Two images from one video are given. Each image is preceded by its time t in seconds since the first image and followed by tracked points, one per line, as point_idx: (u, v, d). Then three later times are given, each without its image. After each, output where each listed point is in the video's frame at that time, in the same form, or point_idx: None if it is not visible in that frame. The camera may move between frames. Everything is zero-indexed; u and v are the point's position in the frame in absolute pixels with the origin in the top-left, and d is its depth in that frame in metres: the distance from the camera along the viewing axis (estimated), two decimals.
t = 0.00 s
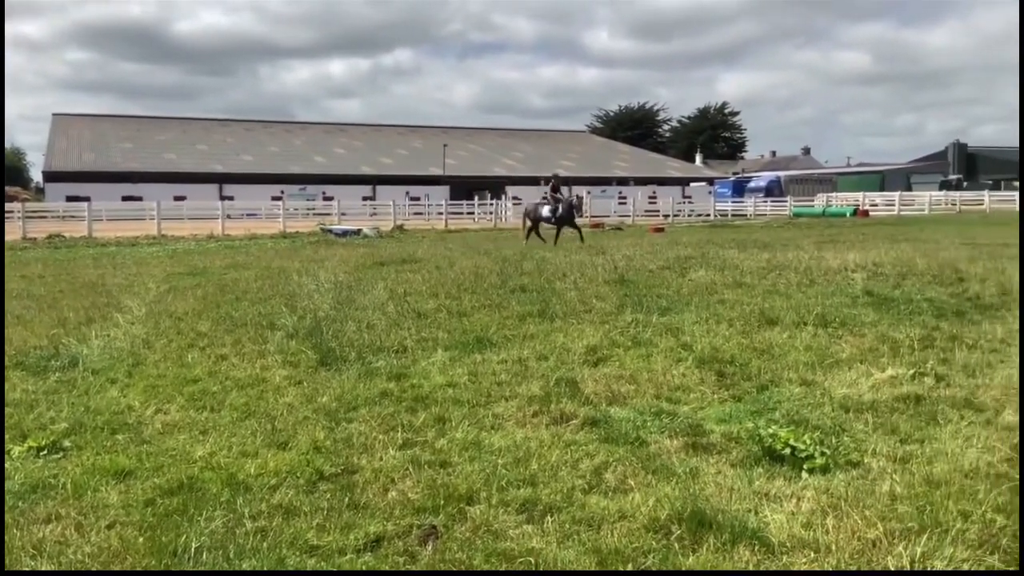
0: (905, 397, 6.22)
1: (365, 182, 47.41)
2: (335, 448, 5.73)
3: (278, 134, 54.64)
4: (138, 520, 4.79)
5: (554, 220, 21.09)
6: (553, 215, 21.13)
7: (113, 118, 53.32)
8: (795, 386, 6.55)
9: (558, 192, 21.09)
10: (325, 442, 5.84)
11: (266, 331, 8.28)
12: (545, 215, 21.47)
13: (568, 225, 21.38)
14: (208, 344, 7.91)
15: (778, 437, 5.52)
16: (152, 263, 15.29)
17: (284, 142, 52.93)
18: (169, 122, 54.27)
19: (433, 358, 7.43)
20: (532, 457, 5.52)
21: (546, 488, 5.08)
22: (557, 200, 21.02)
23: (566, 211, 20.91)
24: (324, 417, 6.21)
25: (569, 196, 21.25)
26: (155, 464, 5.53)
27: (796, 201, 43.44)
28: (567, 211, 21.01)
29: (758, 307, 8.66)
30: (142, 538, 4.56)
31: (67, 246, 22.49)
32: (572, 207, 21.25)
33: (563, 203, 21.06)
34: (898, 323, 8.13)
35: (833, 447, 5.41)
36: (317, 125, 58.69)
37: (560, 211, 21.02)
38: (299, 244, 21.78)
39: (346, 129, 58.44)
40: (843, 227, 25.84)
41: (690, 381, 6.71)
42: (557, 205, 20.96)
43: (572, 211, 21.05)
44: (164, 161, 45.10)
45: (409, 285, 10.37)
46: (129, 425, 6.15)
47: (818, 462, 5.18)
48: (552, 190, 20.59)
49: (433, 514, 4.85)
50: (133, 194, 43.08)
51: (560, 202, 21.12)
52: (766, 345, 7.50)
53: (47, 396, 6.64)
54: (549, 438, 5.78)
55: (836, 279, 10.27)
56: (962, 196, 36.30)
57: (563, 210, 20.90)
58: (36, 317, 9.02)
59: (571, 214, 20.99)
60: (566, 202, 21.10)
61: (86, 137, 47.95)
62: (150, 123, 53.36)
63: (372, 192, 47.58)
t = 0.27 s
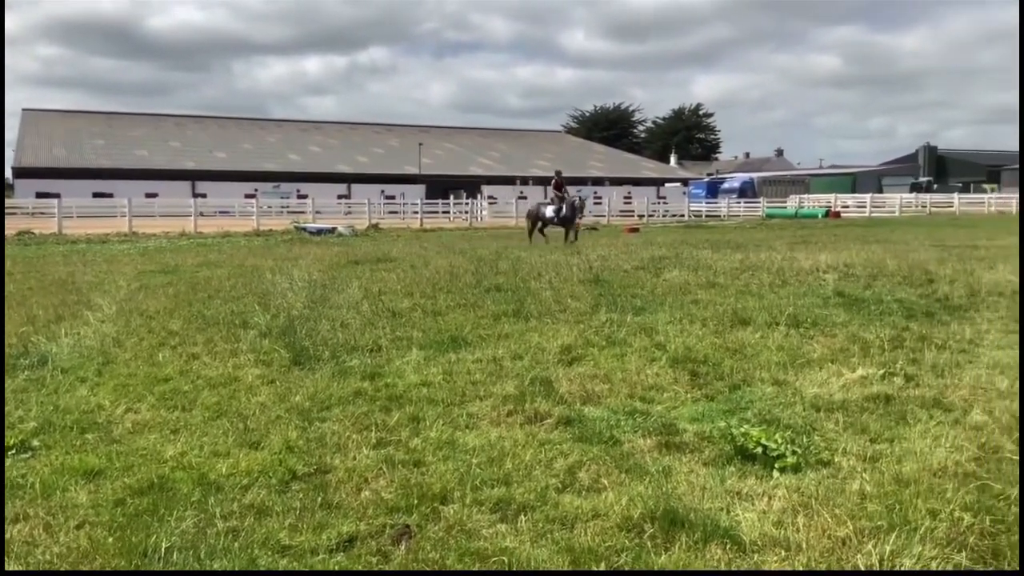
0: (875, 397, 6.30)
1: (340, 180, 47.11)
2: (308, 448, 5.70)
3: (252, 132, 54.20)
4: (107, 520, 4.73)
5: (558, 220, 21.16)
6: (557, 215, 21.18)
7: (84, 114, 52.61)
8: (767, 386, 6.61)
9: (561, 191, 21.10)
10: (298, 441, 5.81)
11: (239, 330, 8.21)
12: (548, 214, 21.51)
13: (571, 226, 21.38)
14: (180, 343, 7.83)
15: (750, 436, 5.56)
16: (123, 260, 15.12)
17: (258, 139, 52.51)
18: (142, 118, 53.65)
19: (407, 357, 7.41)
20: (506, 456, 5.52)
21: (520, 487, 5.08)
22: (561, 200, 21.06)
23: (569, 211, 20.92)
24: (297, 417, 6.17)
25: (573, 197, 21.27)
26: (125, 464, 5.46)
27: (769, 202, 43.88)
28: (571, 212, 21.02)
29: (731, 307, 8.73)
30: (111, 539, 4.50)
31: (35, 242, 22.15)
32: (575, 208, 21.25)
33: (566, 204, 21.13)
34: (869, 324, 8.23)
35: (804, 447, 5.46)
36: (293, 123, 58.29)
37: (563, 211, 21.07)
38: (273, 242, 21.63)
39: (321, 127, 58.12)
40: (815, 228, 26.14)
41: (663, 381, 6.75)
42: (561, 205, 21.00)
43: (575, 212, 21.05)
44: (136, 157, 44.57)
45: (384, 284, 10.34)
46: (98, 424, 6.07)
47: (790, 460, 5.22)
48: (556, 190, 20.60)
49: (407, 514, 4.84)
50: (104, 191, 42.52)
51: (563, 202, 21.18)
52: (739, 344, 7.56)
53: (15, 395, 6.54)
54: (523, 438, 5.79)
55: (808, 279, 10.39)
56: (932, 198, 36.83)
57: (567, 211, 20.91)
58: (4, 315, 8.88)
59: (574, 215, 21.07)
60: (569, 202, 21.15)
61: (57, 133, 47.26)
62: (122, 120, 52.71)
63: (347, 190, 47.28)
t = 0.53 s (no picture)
0: (846, 396, 6.36)
1: (315, 178, 46.79)
2: (281, 447, 5.65)
3: (227, 129, 53.74)
4: (77, 520, 4.67)
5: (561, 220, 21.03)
6: (559, 215, 21.04)
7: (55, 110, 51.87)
8: (740, 384, 6.66)
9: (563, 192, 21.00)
10: (271, 441, 5.76)
11: (211, 328, 8.13)
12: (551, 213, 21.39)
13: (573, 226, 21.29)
14: (151, 341, 7.74)
15: (723, 434, 5.59)
16: (93, 258, 14.93)
17: (233, 137, 52.04)
18: (114, 115, 53.00)
19: (382, 356, 7.38)
20: (480, 455, 5.51)
21: (494, 486, 5.08)
22: (563, 201, 20.90)
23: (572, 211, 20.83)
24: (270, 416, 6.12)
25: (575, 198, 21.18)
26: (95, 464, 5.39)
27: (743, 203, 44.19)
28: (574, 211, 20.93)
29: (705, 306, 8.78)
30: (81, 539, 4.44)
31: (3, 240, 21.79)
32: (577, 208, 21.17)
33: (568, 204, 20.97)
34: (841, 323, 8.31)
35: (777, 445, 5.50)
36: (268, 120, 57.87)
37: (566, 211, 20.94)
38: (247, 240, 21.44)
39: (297, 126, 57.74)
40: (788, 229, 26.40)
41: (638, 380, 6.78)
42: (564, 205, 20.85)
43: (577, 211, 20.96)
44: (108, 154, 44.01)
45: (359, 282, 10.29)
46: (68, 424, 5.98)
47: (762, 459, 5.26)
48: (556, 191, 20.42)
49: (381, 513, 4.81)
50: (75, 187, 41.93)
51: (566, 202, 21.03)
52: (713, 343, 7.61)
53: None
54: (497, 437, 5.78)
55: (781, 279, 10.49)
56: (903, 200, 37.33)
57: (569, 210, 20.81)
58: None
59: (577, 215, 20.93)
60: (571, 202, 21.03)
61: (27, 129, 46.54)
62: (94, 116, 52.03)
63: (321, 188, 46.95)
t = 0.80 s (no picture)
0: (819, 395, 6.42)
1: (290, 176, 46.48)
2: (254, 448, 5.61)
3: (202, 127, 53.26)
4: (46, 521, 4.61)
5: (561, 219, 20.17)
6: (560, 214, 20.15)
7: (26, 106, 51.14)
8: (714, 384, 6.71)
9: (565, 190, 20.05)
10: (243, 441, 5.72)
11: (184, 328, 8.05)
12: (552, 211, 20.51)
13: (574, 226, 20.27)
14: (123, 341, 7.66)
15: (697, 434, 5.62)
16: (62, 257, 14.72)
17: (207, 135, 51.58)
18: (86, 112, 52.33)
19: (357, 356, 7.35)
20: (455, 455, 5.50)
21: (469, 486, 5.07)
22: (565, 198, 20.01)
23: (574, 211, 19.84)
24: (244, 417, 6.07)
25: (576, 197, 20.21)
26: (65, 464, 5.32)
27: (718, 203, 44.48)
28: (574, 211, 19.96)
29: (679, 306, 8.82)
30: (51, 540, 4.38)
31: None
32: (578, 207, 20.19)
33: (570, 202, 20.08)
34: (813, 323, 8.38)
35: (750, 444, 5.55)
36: (243, 119, 57.42)
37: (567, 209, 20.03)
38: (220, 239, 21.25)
39: (273, 124, 57.35)
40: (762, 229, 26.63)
41: (613, 380, 6.80)
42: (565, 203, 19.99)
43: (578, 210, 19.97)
44: (80, 151, 43.44)
45: (333, 282, 10.23)
46: (37, 424, 5.90)
47: (735, 458, 5.29)
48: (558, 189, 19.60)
49: (355, 514, 4.79)
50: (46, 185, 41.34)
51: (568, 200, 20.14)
52: (687, 343, 7.65)
53: None
54: (473, 436, 5.78)
55: (755, 279, 10.56)
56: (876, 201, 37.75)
57: (570, 210, 19.88)
58: None
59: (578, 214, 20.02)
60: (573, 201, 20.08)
61: None
62: (65, 113, 51.33)
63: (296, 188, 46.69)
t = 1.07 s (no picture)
0: (793, 396, 6.48)
1: (266, 177, 46.15)
2: (229, 450, 5.57)
3: (178, 127, 52.80)
4: (17, 524, 4.54)
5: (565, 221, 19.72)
6: (563, 215, 19.71)
7: None
8: (690, 385, 6.75)
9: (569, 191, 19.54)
10: (218, 444, 5.67)
11: (157, 329, 7.98)
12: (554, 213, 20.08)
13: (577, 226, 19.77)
14: (96, 342, 7.57)
15: (673, 435, 5.65)
16: (33, 257, 14.54)
17: (183, 134, 51.14)
18: (60, 111, 51.69)
19: (333, 357, 7.31)
20: (431, 457, 5.49)
21: (445, 488, 5.07)
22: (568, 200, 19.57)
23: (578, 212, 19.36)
24: (218, 419, 6.03)
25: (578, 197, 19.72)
26: (35, 467, 5.25)
27: (694, 206, 44.78)
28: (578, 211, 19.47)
29: (655, 308, 8.86)
30: (21, 544, 4.32)
31: None
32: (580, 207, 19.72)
33: (574, 203, 19.66)
34: (788, 325, 8.46)
35: (724, 445, 5.59)
36: (220, 119, 56.99)
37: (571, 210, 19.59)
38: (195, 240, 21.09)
39: (250, 124, 56.96)
40: (738, 232, 26.83)
41: (589, 381, 6.82)
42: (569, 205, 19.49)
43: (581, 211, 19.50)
44: (53, 151, 42.88)
45: (309, 283, 10.17)
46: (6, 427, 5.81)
47: (710, 458, 5.33)
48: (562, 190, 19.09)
49: (330, 516, 4.76)
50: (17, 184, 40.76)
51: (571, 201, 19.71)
52: (663, 345, 7.69)
53: None
54: (449, 438, 5.77)
55: (730, 281, 10.64)
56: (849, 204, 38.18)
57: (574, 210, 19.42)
58: None
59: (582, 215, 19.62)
60: (576, 202, 19.60)
61: None
62: (38, 112, 50.67)
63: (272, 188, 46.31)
